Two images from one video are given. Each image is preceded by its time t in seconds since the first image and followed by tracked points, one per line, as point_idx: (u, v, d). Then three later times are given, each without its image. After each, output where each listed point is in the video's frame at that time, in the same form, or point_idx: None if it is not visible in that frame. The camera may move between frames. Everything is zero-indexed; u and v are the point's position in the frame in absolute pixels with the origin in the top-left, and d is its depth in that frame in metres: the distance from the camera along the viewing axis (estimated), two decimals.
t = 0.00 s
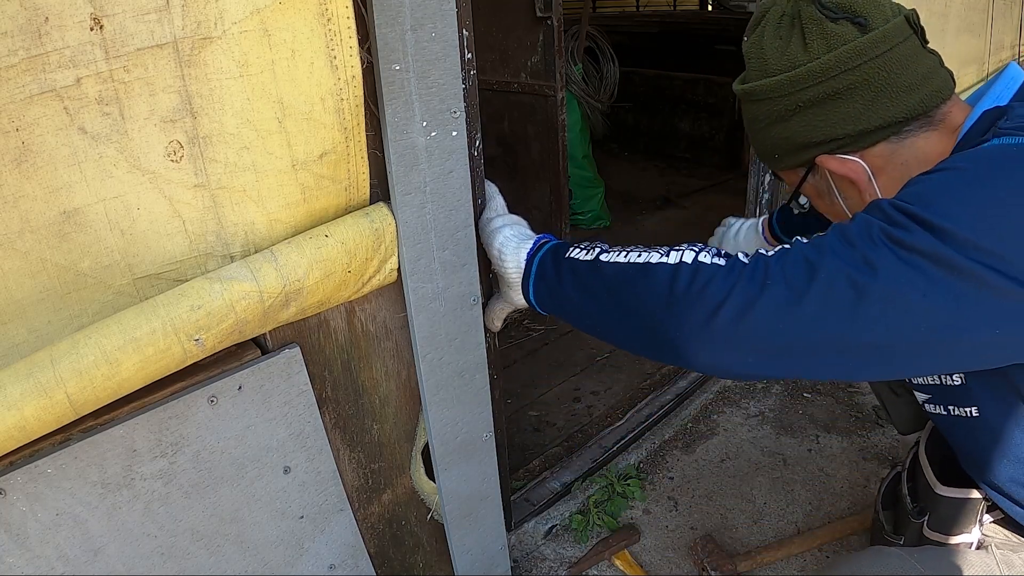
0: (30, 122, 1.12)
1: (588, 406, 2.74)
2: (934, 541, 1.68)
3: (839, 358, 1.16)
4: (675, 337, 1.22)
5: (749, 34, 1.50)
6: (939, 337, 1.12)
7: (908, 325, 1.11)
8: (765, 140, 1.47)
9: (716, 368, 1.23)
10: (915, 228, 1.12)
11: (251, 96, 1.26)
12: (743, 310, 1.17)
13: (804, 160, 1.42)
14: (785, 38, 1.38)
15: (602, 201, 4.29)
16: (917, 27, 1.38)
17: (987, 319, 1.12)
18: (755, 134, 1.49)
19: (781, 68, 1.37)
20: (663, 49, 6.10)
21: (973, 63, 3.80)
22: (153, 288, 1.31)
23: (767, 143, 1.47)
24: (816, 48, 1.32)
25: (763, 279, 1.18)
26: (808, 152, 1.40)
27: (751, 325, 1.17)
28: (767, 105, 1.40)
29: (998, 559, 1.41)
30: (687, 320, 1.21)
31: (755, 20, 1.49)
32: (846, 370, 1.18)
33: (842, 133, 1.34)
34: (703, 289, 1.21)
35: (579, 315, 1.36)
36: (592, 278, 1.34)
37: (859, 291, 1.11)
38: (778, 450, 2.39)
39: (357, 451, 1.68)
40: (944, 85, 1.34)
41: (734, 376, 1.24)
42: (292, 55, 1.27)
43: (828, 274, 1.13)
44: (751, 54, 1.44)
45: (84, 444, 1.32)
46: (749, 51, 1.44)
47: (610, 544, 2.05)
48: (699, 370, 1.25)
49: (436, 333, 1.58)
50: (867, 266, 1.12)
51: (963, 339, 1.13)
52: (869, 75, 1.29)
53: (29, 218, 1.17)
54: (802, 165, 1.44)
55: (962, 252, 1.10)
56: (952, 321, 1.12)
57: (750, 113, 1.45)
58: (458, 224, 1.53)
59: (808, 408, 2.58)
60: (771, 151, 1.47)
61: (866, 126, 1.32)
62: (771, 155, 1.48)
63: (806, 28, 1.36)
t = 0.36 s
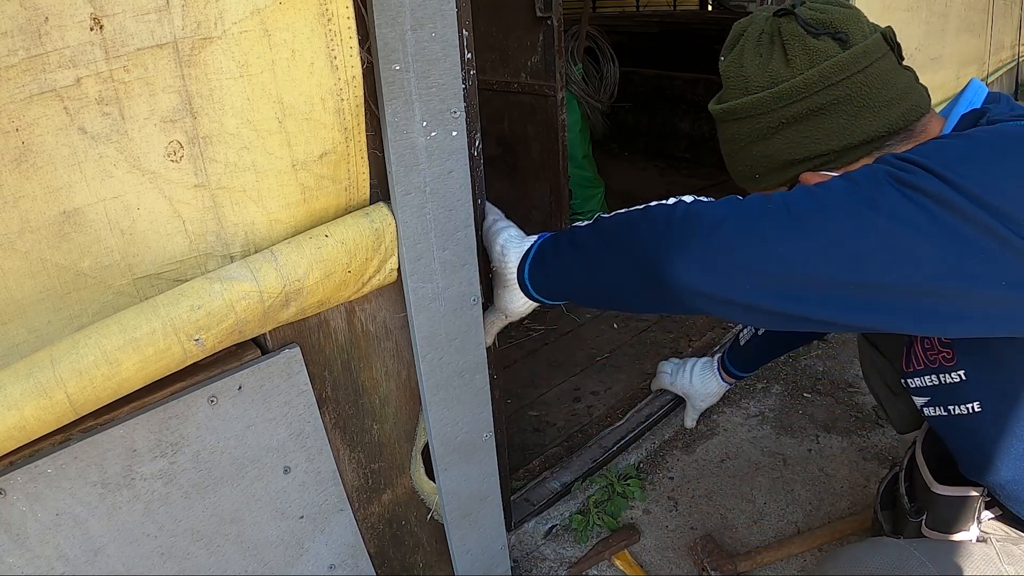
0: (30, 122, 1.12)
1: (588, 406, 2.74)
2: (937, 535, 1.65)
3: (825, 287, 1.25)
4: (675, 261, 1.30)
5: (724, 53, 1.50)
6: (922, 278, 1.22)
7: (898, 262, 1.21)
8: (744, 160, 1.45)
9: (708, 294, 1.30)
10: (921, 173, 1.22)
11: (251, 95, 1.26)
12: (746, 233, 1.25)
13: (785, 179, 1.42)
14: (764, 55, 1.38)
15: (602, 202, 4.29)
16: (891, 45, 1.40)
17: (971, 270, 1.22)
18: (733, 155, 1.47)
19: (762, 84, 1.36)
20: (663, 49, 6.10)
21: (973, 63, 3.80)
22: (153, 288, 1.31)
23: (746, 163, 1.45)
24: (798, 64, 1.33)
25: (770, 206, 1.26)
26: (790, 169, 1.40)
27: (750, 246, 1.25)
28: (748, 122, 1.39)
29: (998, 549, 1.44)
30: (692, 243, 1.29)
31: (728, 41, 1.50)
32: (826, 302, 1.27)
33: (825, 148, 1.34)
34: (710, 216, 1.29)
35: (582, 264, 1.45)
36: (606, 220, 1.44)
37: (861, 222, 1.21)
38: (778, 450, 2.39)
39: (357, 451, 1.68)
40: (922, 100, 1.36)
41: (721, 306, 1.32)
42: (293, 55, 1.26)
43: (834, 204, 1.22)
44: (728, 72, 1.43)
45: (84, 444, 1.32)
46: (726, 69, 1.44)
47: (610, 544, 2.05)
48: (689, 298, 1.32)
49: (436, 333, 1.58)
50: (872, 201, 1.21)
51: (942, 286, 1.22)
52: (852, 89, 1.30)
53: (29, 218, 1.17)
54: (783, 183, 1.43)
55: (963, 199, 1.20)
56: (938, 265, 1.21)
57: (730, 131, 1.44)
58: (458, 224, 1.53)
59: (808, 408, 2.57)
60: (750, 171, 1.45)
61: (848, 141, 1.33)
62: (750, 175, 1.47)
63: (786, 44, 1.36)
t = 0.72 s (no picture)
0: (30, 122, 1.12)
1: (588, 406, 2.74)
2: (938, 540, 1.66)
3: (829, 258, 1.26)
4: (681, 230, 1.31)
5: (722, 48, 1.49)
6: (929, 253, 1.23)
7: (904, 234, 1.22)
8: (744, 154, 1.46)
9: (713, 263, 1.31)
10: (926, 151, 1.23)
11: (251, 95, 1.25)
12: (754, 203, 1.27)
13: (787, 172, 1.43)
14: (764, 50, 1.38)
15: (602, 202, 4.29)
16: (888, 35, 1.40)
17: (977, 246, 1.22)
18: (733, 149, 1.48)
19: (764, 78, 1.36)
20: (664, 49, 6.09)
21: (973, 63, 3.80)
22: (153, 288, 1.31)
23: (746, 158, 1.46)
24: (799, 58, 1.33)
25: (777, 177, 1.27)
26: (792, 163, 1.41)
27: (758, 215, 1.26)
28: (749, 117, 1.39)
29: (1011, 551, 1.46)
30: (700, 211, 1.30)
31: (725, 35, 1.49)
32: (830, 273, 1.27)
33: (828, 141, 1.35)
34: (718, 188, 1.31)
35: (589, 248, 1.45)
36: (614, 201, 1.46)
37: (869, 194, 1.22)
38: (778, 450, 2.39)
39: (357, 451, 1.68)
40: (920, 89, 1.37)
41: (725, 277, 1.32)
42: (293, 56, 1.26)
43: (842, 175, 1.23)
44: (727, 67, 1.42)
45: (84, 444, 1.32)
46: (724, 64, 1.43)
47: (610, 544, 2.05)
48: (694, 267, 1.33)
49: (436, 333, 1.58)
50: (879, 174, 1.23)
51: (948, 261, 1.23)
52: (854, 82, 1.30)
53: (29, 218, 1.17)
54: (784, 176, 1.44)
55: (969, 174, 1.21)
56: (945, 239, 1.22)
57: (730, 126, 1.44)
58: (458, 224, 1.53)
59: (808, 408, 2.57)
60: (751, 164, 1.46)
61: (851, 134, 1.34)
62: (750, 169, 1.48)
63: (786, 37, 1.36)
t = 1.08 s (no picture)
0: (30, 122, 1.12)
1: (588, 405, 2.74)
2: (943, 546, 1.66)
3: (833, 272, 1.26)
4: (685, 243, 1.30)
5: (724, 57, 1.49)
6: (933, 267, 1.22)
7: (910, 250, 1.21)
8: (751, 163, 1.45)
9: (715, 276, 1.30)
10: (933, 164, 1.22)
11: (251, 95, 1.25)
12: (757, 216, 1.26)
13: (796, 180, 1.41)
14: (771, 56, 1.38)
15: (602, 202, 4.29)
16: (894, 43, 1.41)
17: (983, 261, 1.22)
18: (739, 158, 1.46)
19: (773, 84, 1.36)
20: (664, 49, 6.09)
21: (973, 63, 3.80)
22: (153, 288, 1.31)
23: (753, 166, 1.45)
24: (809, 62, 1.33)
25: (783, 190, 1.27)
26: (801, 170, 1.39)
27: (761, 229, 1.26)
28: (758, 124, 1.38)
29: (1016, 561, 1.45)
30: (703, 225, 1.29)
31: (728, 45, 1.49)
32: (834, 287, 1.27)
33: (840, 147, 1.34)
34: (722, 200, 1.30)
35: (589, 254, 1.45)
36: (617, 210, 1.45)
37: (874, 208, 1.21)
38: (778, 450, 2.39)
39: (357, 451, 1.68)
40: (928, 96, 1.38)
41: (727, 289, 1.32)
42: (293, 55, 1.26)
43: (848, 190, 1.23)
44: (733, 74, 1.42)
45: (84, 444, 1.32)
46: (729, 72, 1.43)
47: (610, 544, 2.05)
48: (697, 279, 1.32)
49: (436, 333, 1.58)
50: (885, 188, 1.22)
51: (953, 276, 1.22)
52: (865, 85, 1.30)
53: (29, 218, 1.17)
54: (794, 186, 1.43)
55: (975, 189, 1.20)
56: (950, 254, 1.21)
57: (737, 134, 1.42)
58: (458, 224, 1.53)
59: (808, 408, 2.57)
60: (758, 173, 1.45)
61: (863, 140, 1.33)
62: (757, 178, 1.46)
63: (795, 42, 1.36)
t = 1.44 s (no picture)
0: (30, 122, 1.12)
1: (588, 406, 2.74)
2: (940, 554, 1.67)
3: (835, 258, 1.25)
4: (687, 224, 1.29)
5: (729, 46, 1.46)
6: (935, 257, 1.22)
7: (914, 237, 1.21)
8: (760, 155, 1.42)
9: (715, 258, 1.29)
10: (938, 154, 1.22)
11: (250, 95, 1.25)
12: (760, 199, 1.25)
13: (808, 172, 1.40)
14: (785, 45, 1.36)
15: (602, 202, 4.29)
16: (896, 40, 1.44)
17: (984, 251, 1.21)
18: (748, 150, 1.43)
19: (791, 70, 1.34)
20: (664, 49, 6.09)
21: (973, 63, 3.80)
22: (153, 288, 1.31)
23: (764, 159, 1.42)
24: (828, 48, 1.32)
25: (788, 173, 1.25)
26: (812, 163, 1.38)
27: (766, 211, 1.25)
28: (774, 112, 1.36)
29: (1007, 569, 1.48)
30: (706, 207, 1.28)
31: (733, 35, 1.47)
32: (832, 273, 1.26)
33: (858, 135, 1.34)
34: (725, 182, 1.29)
35: (587, 246, 1.45)
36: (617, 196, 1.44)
37: (878, 195, 1.21)
38: (778, 450, 2.39)
39: (357, 450, 1.68)
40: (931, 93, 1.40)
41: (725, 272, 1.31)
42: (292, 55, 1.26)
43: (853, 174, 1.22)
44: (744, 62, 1.39)
45: (84, 445, 1.31)
46: (739, 59, 1.40)
47: (610, 544, 2.05)
48: (696, 261, 1.31)
49: (436, 333, 1.58)
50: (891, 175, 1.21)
51: (954, 266, 1.22)
52: (881, 75, 1.31)
53: (29, 218, 1.17)
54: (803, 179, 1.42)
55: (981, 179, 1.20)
56: (951, 244, 1.21)
57: (748, 125, 1.40)
58: (458, 224, 1.53)
59: (808, 408, 2.57)
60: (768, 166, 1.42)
61: (878, 129, 1.34)
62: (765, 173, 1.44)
63: (810, 30, 1.36)
